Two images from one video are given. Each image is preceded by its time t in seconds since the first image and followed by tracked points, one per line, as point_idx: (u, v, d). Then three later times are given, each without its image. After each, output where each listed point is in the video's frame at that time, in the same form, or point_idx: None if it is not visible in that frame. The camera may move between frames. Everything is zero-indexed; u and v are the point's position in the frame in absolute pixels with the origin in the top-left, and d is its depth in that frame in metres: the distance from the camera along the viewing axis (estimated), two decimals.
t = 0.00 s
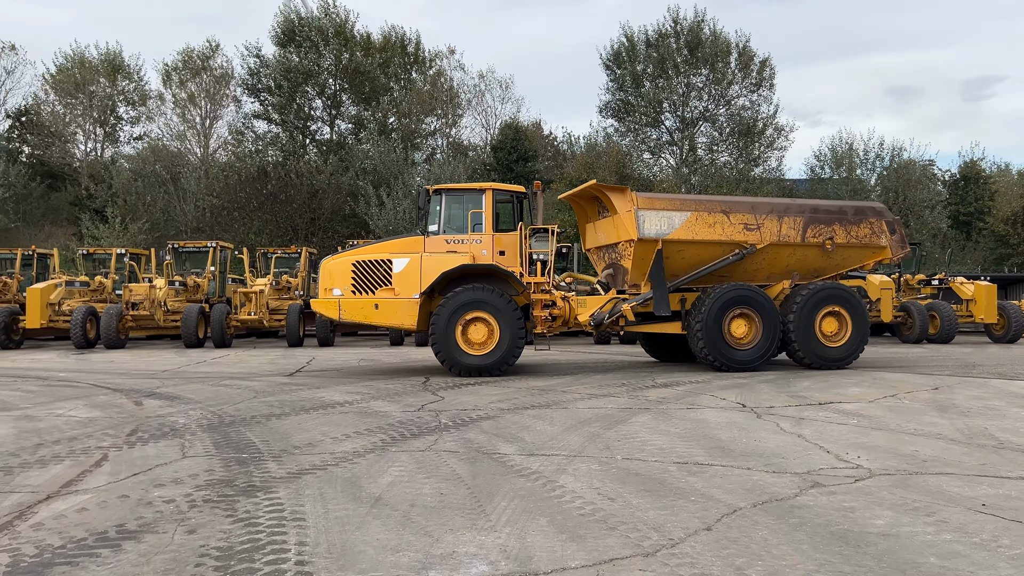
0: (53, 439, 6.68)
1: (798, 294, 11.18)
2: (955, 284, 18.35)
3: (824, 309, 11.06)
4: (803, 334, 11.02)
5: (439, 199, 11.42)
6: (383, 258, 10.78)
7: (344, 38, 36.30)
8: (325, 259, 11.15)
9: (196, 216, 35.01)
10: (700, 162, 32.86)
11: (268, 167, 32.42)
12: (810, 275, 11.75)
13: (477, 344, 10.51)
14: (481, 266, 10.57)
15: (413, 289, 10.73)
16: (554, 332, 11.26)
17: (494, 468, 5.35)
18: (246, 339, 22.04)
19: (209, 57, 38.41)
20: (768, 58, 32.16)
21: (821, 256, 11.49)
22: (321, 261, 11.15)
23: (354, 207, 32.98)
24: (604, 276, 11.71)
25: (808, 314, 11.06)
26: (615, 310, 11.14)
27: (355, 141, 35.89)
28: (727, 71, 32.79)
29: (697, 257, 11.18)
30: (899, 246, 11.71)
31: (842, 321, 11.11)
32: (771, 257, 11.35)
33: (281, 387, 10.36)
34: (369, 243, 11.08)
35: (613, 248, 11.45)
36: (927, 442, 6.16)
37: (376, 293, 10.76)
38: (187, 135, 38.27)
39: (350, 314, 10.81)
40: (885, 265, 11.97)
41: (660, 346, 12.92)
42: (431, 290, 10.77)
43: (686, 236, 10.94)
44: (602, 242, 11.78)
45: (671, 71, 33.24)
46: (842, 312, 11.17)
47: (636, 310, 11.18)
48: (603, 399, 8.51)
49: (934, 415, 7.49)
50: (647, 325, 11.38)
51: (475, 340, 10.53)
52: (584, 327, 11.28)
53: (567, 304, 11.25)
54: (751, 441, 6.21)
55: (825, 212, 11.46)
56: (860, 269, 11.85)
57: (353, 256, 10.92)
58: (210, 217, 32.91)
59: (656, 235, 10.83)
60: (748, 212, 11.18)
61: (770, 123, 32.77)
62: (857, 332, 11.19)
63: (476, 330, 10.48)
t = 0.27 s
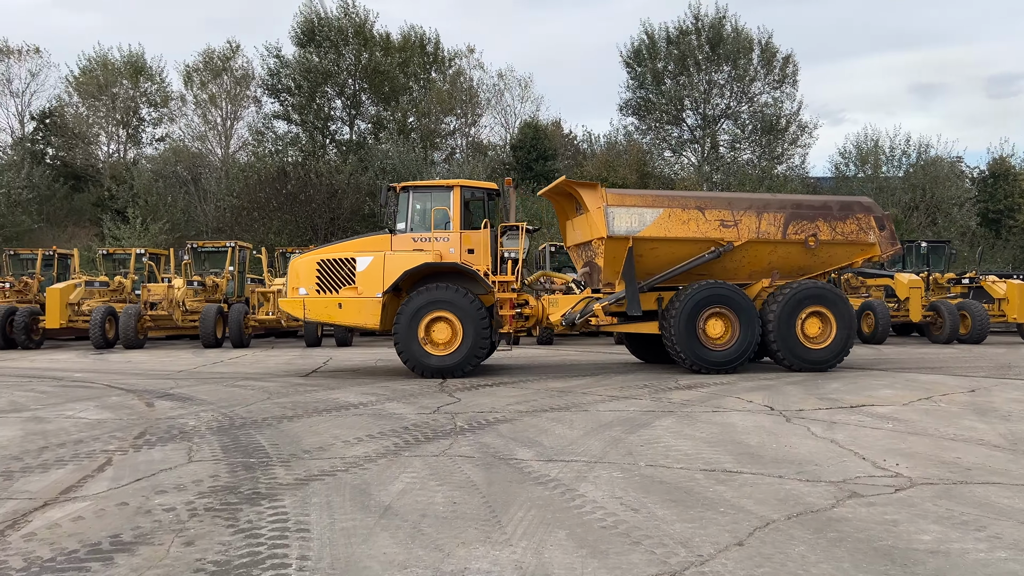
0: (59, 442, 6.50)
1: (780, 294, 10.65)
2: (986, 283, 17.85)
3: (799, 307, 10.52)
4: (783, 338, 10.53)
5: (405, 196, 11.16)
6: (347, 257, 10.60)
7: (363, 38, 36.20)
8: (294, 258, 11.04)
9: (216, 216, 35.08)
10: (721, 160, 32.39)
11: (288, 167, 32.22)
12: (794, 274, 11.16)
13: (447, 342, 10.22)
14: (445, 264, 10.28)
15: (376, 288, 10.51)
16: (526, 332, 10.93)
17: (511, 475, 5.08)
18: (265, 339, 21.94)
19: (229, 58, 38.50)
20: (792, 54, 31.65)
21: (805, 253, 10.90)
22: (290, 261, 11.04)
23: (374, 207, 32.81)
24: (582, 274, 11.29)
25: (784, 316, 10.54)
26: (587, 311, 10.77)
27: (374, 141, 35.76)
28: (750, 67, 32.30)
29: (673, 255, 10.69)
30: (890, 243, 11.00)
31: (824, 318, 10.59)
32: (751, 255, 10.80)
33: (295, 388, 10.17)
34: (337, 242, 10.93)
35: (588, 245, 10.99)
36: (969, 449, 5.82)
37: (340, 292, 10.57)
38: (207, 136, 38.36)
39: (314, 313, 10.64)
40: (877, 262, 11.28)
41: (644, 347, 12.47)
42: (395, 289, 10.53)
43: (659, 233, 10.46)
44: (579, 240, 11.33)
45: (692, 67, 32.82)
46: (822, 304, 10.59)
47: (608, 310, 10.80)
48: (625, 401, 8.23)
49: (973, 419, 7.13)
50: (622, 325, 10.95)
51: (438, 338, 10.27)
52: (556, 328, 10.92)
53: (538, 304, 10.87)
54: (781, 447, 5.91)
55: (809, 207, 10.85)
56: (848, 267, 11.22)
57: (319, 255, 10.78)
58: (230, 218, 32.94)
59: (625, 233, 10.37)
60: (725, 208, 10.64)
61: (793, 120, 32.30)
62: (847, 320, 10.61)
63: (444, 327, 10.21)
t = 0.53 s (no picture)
0: (68, 450, 6.35)
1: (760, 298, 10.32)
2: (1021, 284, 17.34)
3: (777, 314, 10.14)
4: (769, 353, 10.16)
5: (375, 200, 11.01)
6: (314, 260, 10.51)
7: (383, 40, 36.14)
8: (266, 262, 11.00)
9: (237, 219, 35.15)
10: (745, 160, 31.96)
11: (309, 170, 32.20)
12: (778, 276, 10.80)
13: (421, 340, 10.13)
14: (410, 267, 10.17)
15: (342, 292, 10.39)
16: (501, 335, 10.87)
17: (533, 490, 4.83)
18: (285, 341, 21.85)
19: (250, 60, 38.60)
20: (817, 51, 31.16)
21: (787, 256, 10.53)
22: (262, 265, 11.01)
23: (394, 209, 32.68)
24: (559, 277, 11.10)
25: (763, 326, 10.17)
26: (560, 315, 10.56)
27: (395, 143, 35.66)
28: (774, 65, 31.83)
29: (649, 259, 10.43)
30: (878, 244, 10.57)
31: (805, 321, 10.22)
32: (730, 258, 10.49)
33: (312, 393, 9.99)
34: (307, 246, 10.85)
35: (564, 248, 10.77)
36: (1018, 463, 5.49)
37: (306, 295, 10.47)
38: (229, 139, 38.49)
39: (283, 318, 10.56)
40: (866, 265, 10.82)
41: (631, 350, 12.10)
42: (361, 292, 10.40)
43: (632, 236, 10.21)
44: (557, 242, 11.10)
45: (714, 66, 32.43)
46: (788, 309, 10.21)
47: (581, 314, 10.57)
48: (649, 409, 7.95)
49: (1017, 429, 6.79)
50: (597, 330, 10.65)
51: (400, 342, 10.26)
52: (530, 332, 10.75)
53: (512, 308, 10.81)
54: (817, 461, 5.61)
55: (791, 208, 10.48)
56: (837, 270, 10.82)
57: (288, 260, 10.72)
58: (252, 220, 32.98)
59: (596, 236, 10.15)
60: (701, 209, 10.35)
61: (818, 119, 31.97)
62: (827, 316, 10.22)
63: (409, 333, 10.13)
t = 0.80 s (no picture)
0: (78, 453, 6.19)
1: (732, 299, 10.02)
2: None
3: (750, 316, 9.83)
4: (750, 359, 9.87)
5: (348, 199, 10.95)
6: (282, 260, 10.42)
7: (403, 39, 35.99)
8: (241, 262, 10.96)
9: (257, 219, 35.16)
10: (768, 158, 31.48)
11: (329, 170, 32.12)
12: (755, 273, 10.40)
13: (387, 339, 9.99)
14: (374, 266, 9.99)
15: (309, 292, 10.29)
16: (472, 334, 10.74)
17: (556, 497, 4.58)
18: (303, 341, 21.75)
19: (270, 61, 38.64)
20: (843, 47, 30.63)
21: (764, 252, 10.13)
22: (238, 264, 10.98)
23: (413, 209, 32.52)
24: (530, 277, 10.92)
25: (737, 332, 9.86)
26: (530, 313, 10.40)
27: (415, 143, 35.51)
28: (798, 61, 31.32)
29: (619, 256, 10.09)
30: (858, 239, 10.15)
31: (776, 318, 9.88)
32: (704, 255, 10.12)
33: (329, 394, 9.79)
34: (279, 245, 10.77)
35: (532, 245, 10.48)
36: None
37: (274, 295, 10.40)
38: (249, 139, 38.54)
39: (252, 318, 10.50)
40: (848, 260, 10.41)
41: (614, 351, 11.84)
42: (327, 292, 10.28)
43: (600, 233, 9.87)
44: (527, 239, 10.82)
45: (736, 63, 32.01)
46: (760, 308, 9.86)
47: (551, 313, 10.38)
48: (676, 410, 7.67)
49: None
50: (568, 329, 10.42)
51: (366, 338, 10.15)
52: (499, 332, 10.58)
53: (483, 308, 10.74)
54: (856, 466, 5.32)
55: (767, 202, 10.07)
56: (818, 266, 10.40)
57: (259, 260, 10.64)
58: (272, 221, 32.97)
59: (561, 233, 9.82)
60: (671, 205, 9.98)
61: (844, 115, 31.43)
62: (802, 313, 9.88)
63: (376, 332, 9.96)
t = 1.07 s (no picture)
0: (84, 463, 6.00)
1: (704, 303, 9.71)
2: None
3: (719, 323, 9.50)
4: (718, 362, 9.48)
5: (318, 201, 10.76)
6: (251, 265, 10.28)
7: (422, 40, 35.81)
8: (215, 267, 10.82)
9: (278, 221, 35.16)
10: (792, 157, 30.98)
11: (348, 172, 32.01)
12: (732, 277, 10.05)
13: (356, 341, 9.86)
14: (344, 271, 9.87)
15: (278, 297, 10.14)
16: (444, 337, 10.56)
17: (579, 516, 4.31)
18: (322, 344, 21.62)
19: (289, 63, 38.65)
20: (868, 43, 30.05)
21: (738, 255, 9.78)
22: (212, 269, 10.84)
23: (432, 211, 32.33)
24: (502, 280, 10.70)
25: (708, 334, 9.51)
26: (500, 318, 10.16)
27: (434, 144, 35.32)
28: (822, 58, 30.80)
29: (588, 259, 9.84)
30: (838, 241, 9.72)
31: (748, 321, 9.51)
32: (675, 258, 9.81)
33: (345, 399, 9.56)
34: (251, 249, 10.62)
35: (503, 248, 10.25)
36: None
37: (244, 300, 10.26)
38: (269, 141, 38.58)
39: (223, 323, 10.38)
40: (830, 263, 9.95)
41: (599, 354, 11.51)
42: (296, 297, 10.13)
43: (567, 236, 9.62)
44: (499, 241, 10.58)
45: (759, 62, 31.53)
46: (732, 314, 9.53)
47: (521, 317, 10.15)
48: (704, 419, 7.36)
49: None
50: (540, 333, 10.21)
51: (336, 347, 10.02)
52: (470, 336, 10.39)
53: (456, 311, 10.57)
54: (900, 482, 4.99)
55: (740, 203, 9.71)
56: (799, 269, 10.00)
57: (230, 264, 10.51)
58: (292, 223, 32.93)
59: (526, 236, 9.59)
60: (640, 207, 9.68)
61: (869, 113, 30.84)
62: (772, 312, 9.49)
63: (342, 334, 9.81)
